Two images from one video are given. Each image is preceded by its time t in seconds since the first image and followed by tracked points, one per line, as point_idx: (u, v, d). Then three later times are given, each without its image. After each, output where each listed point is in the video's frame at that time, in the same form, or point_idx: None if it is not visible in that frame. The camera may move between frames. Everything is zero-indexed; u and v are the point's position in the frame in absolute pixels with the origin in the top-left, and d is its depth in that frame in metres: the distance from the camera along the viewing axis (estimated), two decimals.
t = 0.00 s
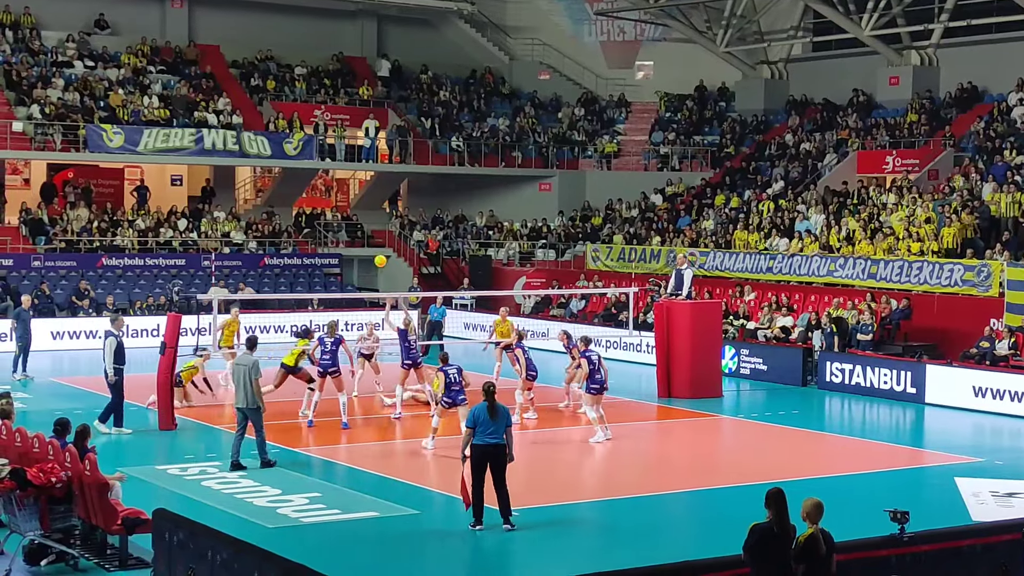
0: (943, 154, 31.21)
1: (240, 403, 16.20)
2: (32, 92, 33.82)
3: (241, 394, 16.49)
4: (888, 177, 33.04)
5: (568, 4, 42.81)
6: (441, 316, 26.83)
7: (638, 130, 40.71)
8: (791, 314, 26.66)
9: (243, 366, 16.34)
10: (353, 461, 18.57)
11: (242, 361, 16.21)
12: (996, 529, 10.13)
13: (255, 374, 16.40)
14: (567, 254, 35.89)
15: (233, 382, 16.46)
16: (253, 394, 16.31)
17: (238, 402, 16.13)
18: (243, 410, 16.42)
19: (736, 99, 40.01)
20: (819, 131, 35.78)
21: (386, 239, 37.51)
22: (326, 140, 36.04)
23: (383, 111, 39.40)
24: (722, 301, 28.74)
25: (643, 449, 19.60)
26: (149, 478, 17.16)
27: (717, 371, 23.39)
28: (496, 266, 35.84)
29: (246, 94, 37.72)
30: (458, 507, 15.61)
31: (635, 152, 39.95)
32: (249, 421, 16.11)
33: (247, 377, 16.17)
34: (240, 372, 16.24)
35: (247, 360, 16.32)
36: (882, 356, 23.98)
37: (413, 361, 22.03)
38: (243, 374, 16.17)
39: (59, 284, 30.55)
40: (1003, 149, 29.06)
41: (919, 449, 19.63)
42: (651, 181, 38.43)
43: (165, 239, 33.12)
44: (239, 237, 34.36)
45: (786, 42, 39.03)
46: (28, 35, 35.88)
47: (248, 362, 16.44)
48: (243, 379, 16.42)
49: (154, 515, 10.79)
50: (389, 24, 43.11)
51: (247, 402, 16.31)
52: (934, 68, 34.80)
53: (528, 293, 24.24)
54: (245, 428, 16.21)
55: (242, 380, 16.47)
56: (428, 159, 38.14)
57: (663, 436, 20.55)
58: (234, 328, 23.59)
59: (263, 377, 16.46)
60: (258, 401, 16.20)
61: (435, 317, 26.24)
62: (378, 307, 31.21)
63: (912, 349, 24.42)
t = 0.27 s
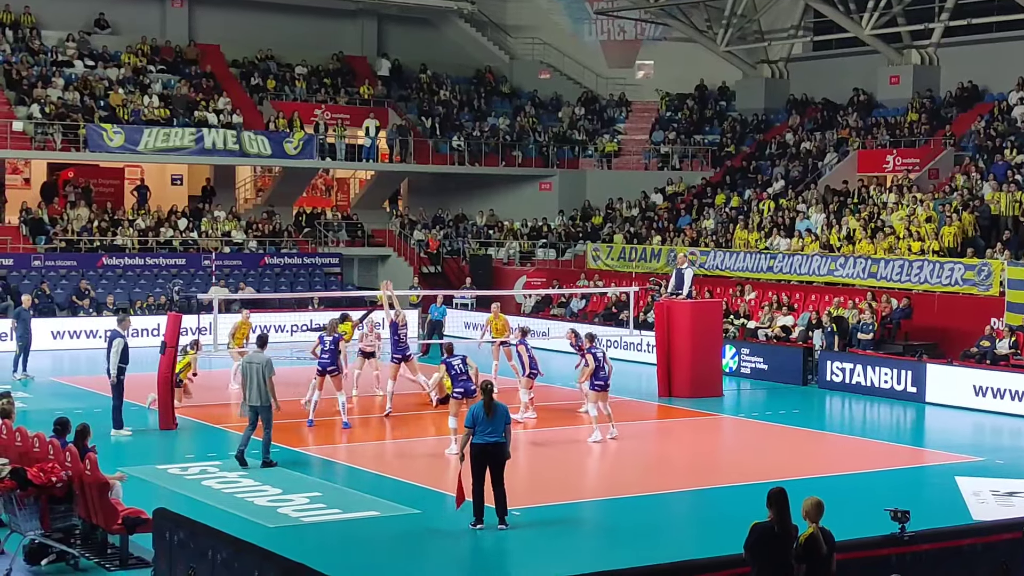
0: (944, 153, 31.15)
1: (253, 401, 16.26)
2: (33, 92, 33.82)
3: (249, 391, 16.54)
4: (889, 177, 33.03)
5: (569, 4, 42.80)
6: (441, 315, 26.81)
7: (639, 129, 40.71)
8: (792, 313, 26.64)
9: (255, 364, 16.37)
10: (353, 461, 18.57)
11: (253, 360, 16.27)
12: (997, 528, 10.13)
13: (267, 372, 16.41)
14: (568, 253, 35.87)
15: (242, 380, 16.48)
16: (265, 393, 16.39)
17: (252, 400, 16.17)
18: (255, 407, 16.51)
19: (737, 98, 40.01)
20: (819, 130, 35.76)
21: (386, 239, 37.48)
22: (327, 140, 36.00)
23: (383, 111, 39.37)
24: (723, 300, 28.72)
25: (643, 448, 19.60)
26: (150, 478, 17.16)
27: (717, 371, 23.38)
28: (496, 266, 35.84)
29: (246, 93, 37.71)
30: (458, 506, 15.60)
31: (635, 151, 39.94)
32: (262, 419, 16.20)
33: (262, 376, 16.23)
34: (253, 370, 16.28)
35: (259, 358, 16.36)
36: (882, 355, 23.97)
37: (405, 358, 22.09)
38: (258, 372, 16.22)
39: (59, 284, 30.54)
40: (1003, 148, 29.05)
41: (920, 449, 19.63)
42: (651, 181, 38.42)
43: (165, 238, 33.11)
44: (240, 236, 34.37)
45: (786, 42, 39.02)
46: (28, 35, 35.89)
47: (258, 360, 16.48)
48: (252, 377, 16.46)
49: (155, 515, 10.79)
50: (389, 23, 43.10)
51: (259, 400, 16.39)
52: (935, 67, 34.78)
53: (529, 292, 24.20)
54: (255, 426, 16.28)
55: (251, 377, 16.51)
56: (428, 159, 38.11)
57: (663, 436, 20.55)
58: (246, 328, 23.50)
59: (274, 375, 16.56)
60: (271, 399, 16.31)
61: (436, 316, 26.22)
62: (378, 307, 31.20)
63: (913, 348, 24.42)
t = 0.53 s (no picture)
0: (944, 151, 31.11)
1: (256, 396, 16.41)
2: (33, 90, 33.79)
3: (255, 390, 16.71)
4: (889, 175, 33.00)
5: (569, 2, 42.80)
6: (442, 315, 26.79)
7: (639, 128, 40.72)
8: (793, 311, 26.63)
9: (261, 361, 16.59)
10: (355, 460, 18.57)
11: (261, 357, 16.49)
12: (998, 527, 10.14)
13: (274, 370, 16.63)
14: (568, 251, 35.86)
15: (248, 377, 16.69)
16: (269, 391, 16.54)
17: (255, 395, 16.34)
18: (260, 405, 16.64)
19: (737, 96, 40.00)
20: (820, 129, 35.74)
21: (386, 238, 37.48)
22: (327, 138, 35.98)
23: (384, 109, 39.35)
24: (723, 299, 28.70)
25: (643, 447, 19.61)
26: (150, 477, 17.16)
27: (717, 369, 23.38)
28: (496, 264, 35.84)
29: (247, 92, 37.72)
30: (460, 505, 15.59)
31: (636, 150, 39.92)
32: (263, 415, 16.29)
33: (267, 372, 16.41)
34: (259, 367, 16.48)
35: (266, 356, 16.57)
36: (883, 354, 23.96)
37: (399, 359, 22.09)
38: (263, 368, 16.42)
39: (60, 283, 30.50)
40: (1004, 147, 29.03)
41: (920, 448, 19.63)
42: (652, 179, 38.42)
43: (165, 237, 33.09)
44: (240, 235, 34.36)
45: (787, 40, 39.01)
46: (29, 34, 35.92)
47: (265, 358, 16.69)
48: (258, 376, 16.65)
49: (156, 514, 10.79)
50: (390, 22, 43.09)
51: (262, 398, 16.53)
52: (935, 66, 34.77)
53: (530, 291, 24.17)
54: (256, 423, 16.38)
55: (258, 376, 16.71)
56: (428, 158, 38.10)
57: (664, 434, 20.55)
58: (255, 329, 23.45)
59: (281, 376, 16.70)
60: (273, 396, 16.44)
61: (437, 315, 26.19)
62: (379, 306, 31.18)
63: (913, 347, 24.39)
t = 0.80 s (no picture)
0: (945, 149, 31.09)
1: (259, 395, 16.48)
2: (34, 90, 33.77)
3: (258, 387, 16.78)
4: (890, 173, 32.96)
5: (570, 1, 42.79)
6: (442, 313, 26.77)
7: (640, 126, 40.74)
8: (794, 310, 26.61)
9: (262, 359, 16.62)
10: (357, 459, 18.55)
11: (261, 356, 16.45)
12: (999, 525, 10.14)
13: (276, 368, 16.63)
14: (569, 250, 35.58)
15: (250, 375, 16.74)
16: (271, 388, 16.60)
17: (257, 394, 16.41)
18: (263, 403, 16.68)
19: (738, 95, 39.97)
20: (821, 127, 35.71)
21: (387, 237, 37.41)
22: (328, 137, 35.97)
23: (384, 108, 39.35)
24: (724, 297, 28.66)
25: (644, 446, 19.61)
26: (151, 476, 17.16)
27: (718, 367, 23.38)
28: (497, 263, 35.82)
29: (248, 91, 37.72)
30: (461, 504, 15.60)
31: (637, 148, 39.89)
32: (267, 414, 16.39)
33: (268, 371, 16.44)
34: (259, 366, 16.50)
35: (266, 355, 16.56)
36: (884, 352, 23.94)
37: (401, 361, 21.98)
38: (264, 367, 16.45)
39: (61, 282, 30.48)
40: (1005, 145, 29.02)
41: (921, 446, 19.64)
42: (652, 178, 38.41)
43: (166, 237, 33.08)
44: (241, 234, 34.36)
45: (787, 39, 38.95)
46: (30, 33, 35.92)
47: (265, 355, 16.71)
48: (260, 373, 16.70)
49: (157, 512, 10.80)
50: (390, 21, 43.11)
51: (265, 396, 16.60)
52: (936, 64, 34.76)
53: (532, 289, 24.14)
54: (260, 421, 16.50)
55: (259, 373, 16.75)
56: (429, 156, 38.05)
57: (665, 433, 20.55)
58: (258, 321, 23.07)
59: (283, 372, 16.73)
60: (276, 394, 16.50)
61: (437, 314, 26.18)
62: (380, 304, 31.17)
63: (915, 345, 24.37)
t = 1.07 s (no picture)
0: (946, 147, 31.08)
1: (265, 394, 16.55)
2: (34, 88, 33.78)
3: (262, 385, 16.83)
4: (891, 171, 32.92)
5: None
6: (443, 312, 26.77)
7: (641, 124, 40.73)
8: (795, 308, 26.60)
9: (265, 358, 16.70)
10: (358, 458, 18.54)
11: (264, 353, 16.55)
12: (1000, 522, 10.14)
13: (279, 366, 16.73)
14: (570, 249, 35.62)
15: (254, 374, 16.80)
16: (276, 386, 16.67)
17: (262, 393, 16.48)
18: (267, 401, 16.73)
19: (739, 93, 39.91)
20: (822, 125, 35.64)
21: (387, 236, 37.32)
22: (329, 136, 35.97)
23: (384, 107, 39.37)
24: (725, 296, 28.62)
25: (645, 444, 19.62)
26: (151, 474, 17.19)
27: (720, 364, 23.32)
28: (498, 262, 35.79)
29: (248, 89, 37.72)
30: (462, 502, 15.61)
31: (638, 146, 39.84)
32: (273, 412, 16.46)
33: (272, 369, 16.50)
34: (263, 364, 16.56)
35: (271, 352, 16.68)
36: (886, 350, 23.89)
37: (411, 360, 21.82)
38: (267, 365, 16.52)
39: (62, 281, 30.47)
40: (1006, 143, 28.97)
41: (923, 444, 19.62)
42: (653, 176, 38.40)
43: (167, 235, 33.08)
44: (242, 233, 34.37)
45: (788, 35, 38.33)
46: (30, 32, 35.91)
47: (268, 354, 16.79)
48: (263, 372, 16.77)
49: (159, 511, 10.80)
50: (391, 20, 43.11)
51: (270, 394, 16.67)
52: (937, 62, 34.74)
53: (531, 288, 24.09)
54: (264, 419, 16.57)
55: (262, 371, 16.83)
56: (430, 155, 37.97)
57: (666, 431, 20.57)
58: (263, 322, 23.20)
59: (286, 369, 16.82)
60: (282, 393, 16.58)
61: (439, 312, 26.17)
62: (381, 303, 31.17)
63: (916, 343, 24.35)
